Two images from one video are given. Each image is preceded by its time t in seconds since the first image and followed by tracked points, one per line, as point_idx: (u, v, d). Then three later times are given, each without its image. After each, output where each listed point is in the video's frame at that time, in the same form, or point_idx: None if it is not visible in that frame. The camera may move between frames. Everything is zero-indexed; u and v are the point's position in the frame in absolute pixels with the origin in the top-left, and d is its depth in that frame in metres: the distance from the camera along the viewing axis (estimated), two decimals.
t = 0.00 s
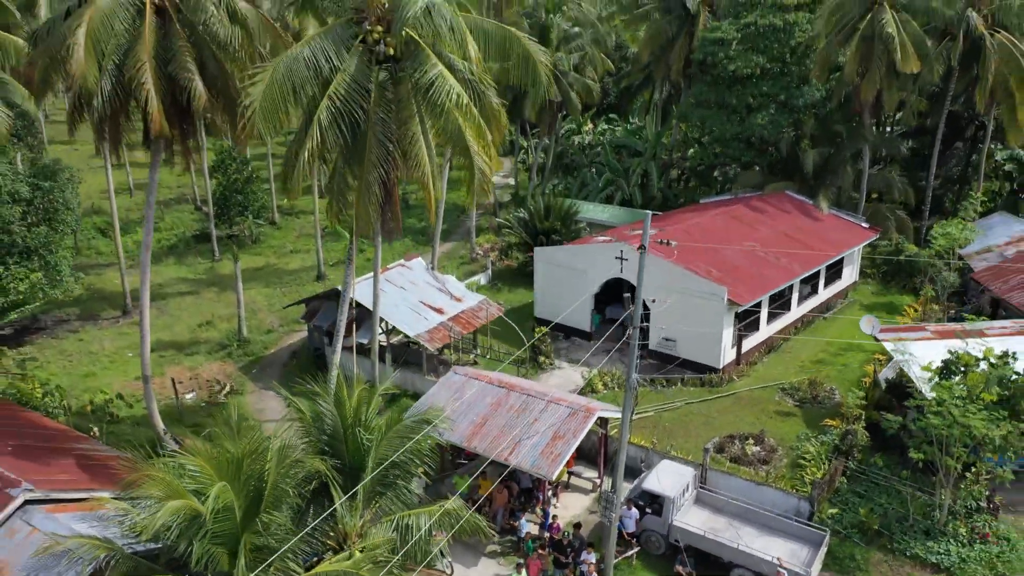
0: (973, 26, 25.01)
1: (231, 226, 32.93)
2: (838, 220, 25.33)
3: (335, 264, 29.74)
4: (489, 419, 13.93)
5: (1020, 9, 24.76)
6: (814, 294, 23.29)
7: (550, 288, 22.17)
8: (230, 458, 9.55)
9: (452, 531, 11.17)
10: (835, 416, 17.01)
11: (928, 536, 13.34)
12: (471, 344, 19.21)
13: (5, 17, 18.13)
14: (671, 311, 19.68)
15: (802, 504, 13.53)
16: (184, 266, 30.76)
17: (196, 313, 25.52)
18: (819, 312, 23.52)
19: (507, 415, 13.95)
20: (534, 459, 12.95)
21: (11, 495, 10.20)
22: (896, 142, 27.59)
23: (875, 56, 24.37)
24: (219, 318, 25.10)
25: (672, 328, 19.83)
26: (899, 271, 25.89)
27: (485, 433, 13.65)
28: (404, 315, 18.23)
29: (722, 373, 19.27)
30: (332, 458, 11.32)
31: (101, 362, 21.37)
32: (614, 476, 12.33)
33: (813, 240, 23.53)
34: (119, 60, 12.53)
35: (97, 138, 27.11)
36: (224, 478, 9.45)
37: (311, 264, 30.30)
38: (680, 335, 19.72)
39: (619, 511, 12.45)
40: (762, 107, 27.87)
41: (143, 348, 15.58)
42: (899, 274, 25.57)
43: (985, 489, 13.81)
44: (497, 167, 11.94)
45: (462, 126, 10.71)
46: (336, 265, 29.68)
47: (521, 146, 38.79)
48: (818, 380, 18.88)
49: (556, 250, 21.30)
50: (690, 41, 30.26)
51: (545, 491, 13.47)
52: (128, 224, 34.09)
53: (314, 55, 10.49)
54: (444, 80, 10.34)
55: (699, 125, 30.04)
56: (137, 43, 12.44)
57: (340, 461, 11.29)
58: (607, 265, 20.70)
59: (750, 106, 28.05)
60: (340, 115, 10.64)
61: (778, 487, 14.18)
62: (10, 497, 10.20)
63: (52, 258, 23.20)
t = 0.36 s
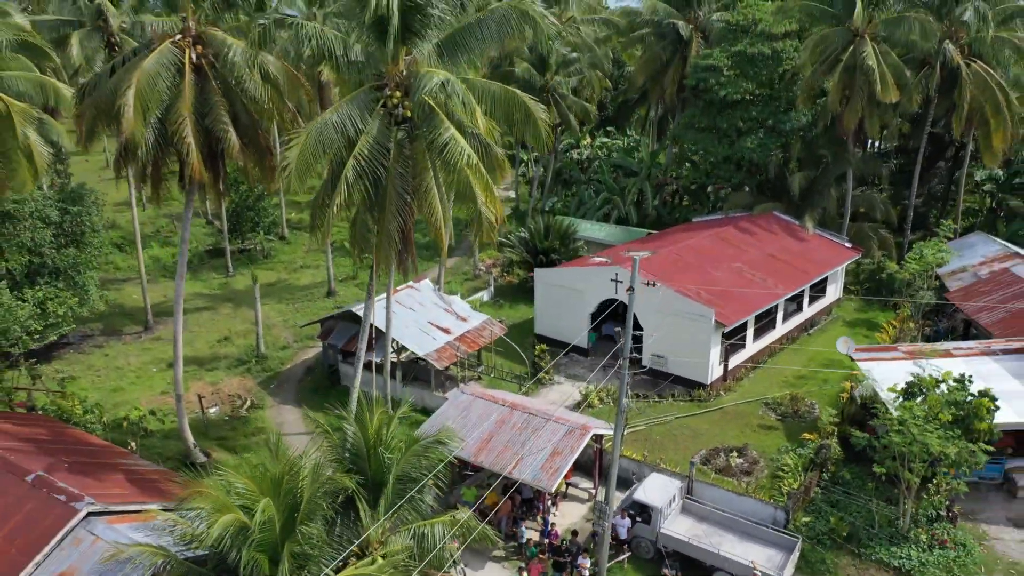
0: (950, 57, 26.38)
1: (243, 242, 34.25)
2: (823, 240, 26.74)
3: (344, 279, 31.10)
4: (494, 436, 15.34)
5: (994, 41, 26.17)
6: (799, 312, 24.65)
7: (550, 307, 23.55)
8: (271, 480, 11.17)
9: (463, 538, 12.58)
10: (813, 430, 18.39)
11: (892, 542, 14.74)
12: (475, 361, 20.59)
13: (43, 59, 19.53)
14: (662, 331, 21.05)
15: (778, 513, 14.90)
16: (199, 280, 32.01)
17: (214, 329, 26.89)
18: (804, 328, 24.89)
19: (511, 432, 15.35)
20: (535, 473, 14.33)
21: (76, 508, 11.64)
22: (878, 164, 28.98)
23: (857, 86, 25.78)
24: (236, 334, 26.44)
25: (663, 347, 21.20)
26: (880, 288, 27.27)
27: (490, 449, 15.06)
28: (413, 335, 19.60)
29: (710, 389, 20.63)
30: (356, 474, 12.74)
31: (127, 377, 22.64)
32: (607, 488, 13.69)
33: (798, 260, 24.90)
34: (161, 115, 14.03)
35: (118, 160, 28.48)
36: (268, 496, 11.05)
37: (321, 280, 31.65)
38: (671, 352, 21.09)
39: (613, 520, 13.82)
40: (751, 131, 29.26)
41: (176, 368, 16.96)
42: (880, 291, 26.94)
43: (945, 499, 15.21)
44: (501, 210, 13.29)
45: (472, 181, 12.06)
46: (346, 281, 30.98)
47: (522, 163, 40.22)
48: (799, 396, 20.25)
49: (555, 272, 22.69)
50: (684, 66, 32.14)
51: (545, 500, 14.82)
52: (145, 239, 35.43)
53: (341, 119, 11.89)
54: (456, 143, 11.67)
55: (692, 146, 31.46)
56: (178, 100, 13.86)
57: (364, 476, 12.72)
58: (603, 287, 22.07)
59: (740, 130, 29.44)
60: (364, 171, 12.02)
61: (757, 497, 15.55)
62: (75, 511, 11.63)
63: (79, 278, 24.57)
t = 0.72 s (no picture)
0: (927, 83, 27.94)
1: (256, 254, 35.78)
2: (807, 256, 28.36)
3: (355, 290, 32.64)
4: (499, 444, 16.95)
5: (968, 67, 27.77)
6: (783, 324, 26.21)
7: (549, 321, 25.14)
8: (307, 485, 12.81)
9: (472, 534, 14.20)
10: (790, 436, 19.97)
11: (858, 540, 16.32)
12: (480, 373, 22.16)
13: (80, 93, 21.09)
14: (653, 344, 22.63)
15: (755, 514, 16.52)
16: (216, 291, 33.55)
17: (233, 340, 28.42)
18: (788, 339, 26.46)
19: (514, 440, 16.96)
20: (536, 477, 15.93)
21: (132, 509, 13.30)
22: (860, 182, 30.57)
23: (838, 111, 27.39)
24: (253, 344, 27.98)
25: (654, 358, 22.78)
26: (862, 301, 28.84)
27: (495, 455, 16.67)
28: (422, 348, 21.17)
29: (698, 398, 22.22)
30: (378, 479, 14.38)
31: (154, 386, 24.19)
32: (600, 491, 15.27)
33: (783, 276, 26.49)
34: (200, 156, 15.68)
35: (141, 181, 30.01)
36: (304, 500, 12.69)
37: (333, 291, 33.19)
38: (662, 364, 22.67)
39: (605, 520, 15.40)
40: (740, 151, 30.84)
41: (207, 381, 18.57)
42: (861, 304, 28.52)
43: (906, 501, 16.80)
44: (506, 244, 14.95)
45: (481, 222, 13.69)
46: (355, 292, 32.54)
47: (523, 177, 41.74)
48: (780, 404, 21.82)
49: (554, 288, 24.29)
50: (677, 87, 33.80)
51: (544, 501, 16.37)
52: (162, 252, 36.92)
53: (366, 166, 13.54)
54: (466, 188, 13.30)
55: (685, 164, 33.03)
56: (215, 143, 15.47)
57: (384, 481, 14.36)
58: (598, 302, 23.65)
59: (730, 150, 31.02)
60: (385, 213, 13.71)
61: (737, 499, 17.13)
62: (132, 512, 13.27)
63: (108, 292, 26.15)
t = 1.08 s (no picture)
0: (904, 107, 29.71)
1: (270, 264, 37.57)
2: (791, 269, 30.16)
3: (365, 300, 34.42)
4: (503, 446, 18.76)
5: (941, 92, 29.56)
6: (767, 333, 28.01)
7: (548, 331, 26.93)
8: (336, 482, 14.56)
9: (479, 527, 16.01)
10: (769, 439, 21.76)
11: (826, 533, 18.13)
12: (485, 381, 23.91)
13: (117, 123, 22.88)
14: (645, 353, 24.42)
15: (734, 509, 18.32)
16: (232, 300, 35.30)
17: (252, 348, 30.20)
18: (772, 347, 28.26)
19: (517, 443, 18.78)
20: (536, 476, 17.73)
21: (182, 503, 15.12)
22: (842, 198, 32.37)
23: (820, 133, 29.20)
24: (271, 352, 29.76)
25: (646, 366, 24.56)
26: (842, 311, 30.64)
27: (499, 456, 18.49)
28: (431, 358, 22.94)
29: (686, 404, 24.01)
30: (396, 477, 16.19)
31: (181, 391, 25.99)
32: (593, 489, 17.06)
33: (767, 288, 28.29)
34: (235, 187, 17.46)
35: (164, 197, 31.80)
36: (333, 494, 14.44)
37: (344, 300, 34.98)
38: (653, 372, 24.44)
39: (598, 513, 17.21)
40: (729, 168, 32.65)
41: (237, 389, 20.38)
42: (842, 314, 30.31)
43: (871, 497, 18.58)
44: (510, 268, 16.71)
45: (488, 252, 15.43)
46: (365, 302, 34.32)
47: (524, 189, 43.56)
48: (762, 409, 23.61)
49: (553, 301, 26.09)
50: (670, 107, 35.62)
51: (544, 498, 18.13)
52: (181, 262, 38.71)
53: (386, 202, 15.33)
54: (474, 223, 15.08)
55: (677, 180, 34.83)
56: (249, 177, 17.28)
57: (401, 479, 16.17)
58: (594, 314, 25.45)
59: (719, 167, 32.83)
60: (402, 242, 15.53)
61: (718, 496, 18.93)
62: (181, 506, 15.10)
63: (136, 304, 27.95)
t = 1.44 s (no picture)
0: (882, 126, 31.55)
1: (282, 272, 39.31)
2: (776, 278, 31.94)
3: (373, 306, 36.18)
4: (505, 445, 20.55)
5: (918, 112, 31.35)
6: (753, 339, 29.78)
7: (547, 338, 28.69)
8: (358, 477, 16.34)
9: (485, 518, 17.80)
10: (751, 438, 23.53)
11: (800, 524, 19.91)
12: (488, 384, 25.65)
13: (147, 145, 24.63)
14: (637, 359, 26.21)
15: (716, 503, 20.10)
16: (246, 306, 37.04)
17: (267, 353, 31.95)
18: (758, 353, 30.03)
19: (518, 442, 20.56)
20: (536, 471, 19.50)
21: (218, 495, 16.89)
22: (826, 211, 34.16)
23: (803, 151, 31.08)
24: (285, 357, 31.50)
25: (638, 371, 26.34)
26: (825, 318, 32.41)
27: (502, 454, 20.27)
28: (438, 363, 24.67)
29: (675, 406, 25.78)
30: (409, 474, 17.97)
31: (203, 393, 27.76)
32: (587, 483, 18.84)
33: (753, 297, 30.06)
34: (263, 210, 19.26)
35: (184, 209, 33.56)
36: (356, 487, 16.26)
37: (353, 307, 36.72)
38: (645, 376, 26.22)
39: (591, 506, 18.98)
40: (719, 182, 34.44)
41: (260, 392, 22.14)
42: (825, 321, 32.08)
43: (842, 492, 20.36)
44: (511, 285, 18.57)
45: (492, 271, 17.33)
46: (373, 308, 36.09)
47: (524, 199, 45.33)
48: (746, 411, 25.38)
49: (551, 310, 27.85)
50: (663, 123, 37.43)
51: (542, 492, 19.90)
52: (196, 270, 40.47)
53: (402, 227, 17.24)
54: (480, 245, 17.00)
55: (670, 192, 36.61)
56: (276, 201, 19.10)
57: (414, 475, 17.95)
58: (590, 322, 27.22)
59: (710, 181, 34.61)
60: (416, 262, 17.37)
61: (702, 491, 20.71)
62: (219, 498, 16.86)
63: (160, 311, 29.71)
